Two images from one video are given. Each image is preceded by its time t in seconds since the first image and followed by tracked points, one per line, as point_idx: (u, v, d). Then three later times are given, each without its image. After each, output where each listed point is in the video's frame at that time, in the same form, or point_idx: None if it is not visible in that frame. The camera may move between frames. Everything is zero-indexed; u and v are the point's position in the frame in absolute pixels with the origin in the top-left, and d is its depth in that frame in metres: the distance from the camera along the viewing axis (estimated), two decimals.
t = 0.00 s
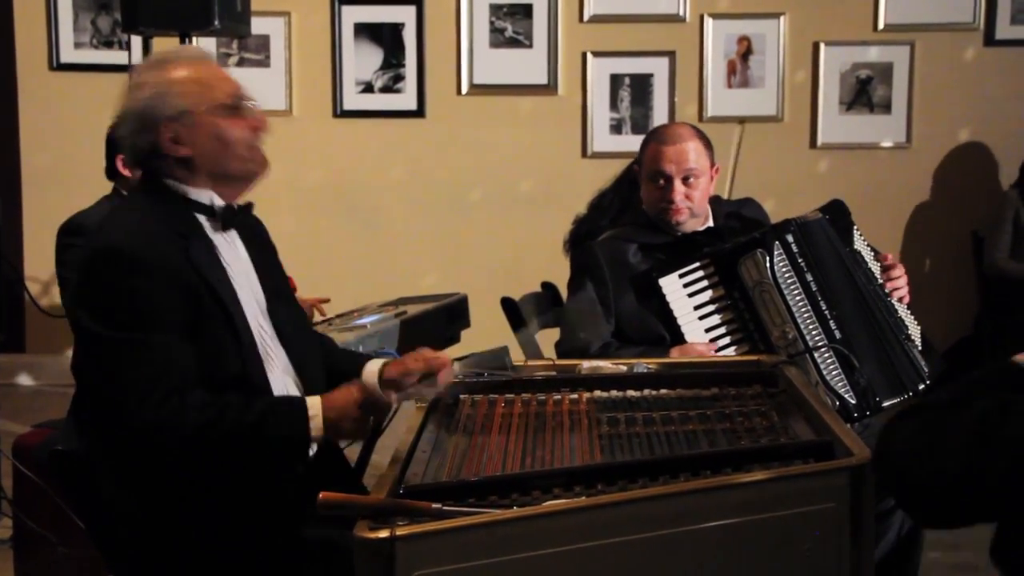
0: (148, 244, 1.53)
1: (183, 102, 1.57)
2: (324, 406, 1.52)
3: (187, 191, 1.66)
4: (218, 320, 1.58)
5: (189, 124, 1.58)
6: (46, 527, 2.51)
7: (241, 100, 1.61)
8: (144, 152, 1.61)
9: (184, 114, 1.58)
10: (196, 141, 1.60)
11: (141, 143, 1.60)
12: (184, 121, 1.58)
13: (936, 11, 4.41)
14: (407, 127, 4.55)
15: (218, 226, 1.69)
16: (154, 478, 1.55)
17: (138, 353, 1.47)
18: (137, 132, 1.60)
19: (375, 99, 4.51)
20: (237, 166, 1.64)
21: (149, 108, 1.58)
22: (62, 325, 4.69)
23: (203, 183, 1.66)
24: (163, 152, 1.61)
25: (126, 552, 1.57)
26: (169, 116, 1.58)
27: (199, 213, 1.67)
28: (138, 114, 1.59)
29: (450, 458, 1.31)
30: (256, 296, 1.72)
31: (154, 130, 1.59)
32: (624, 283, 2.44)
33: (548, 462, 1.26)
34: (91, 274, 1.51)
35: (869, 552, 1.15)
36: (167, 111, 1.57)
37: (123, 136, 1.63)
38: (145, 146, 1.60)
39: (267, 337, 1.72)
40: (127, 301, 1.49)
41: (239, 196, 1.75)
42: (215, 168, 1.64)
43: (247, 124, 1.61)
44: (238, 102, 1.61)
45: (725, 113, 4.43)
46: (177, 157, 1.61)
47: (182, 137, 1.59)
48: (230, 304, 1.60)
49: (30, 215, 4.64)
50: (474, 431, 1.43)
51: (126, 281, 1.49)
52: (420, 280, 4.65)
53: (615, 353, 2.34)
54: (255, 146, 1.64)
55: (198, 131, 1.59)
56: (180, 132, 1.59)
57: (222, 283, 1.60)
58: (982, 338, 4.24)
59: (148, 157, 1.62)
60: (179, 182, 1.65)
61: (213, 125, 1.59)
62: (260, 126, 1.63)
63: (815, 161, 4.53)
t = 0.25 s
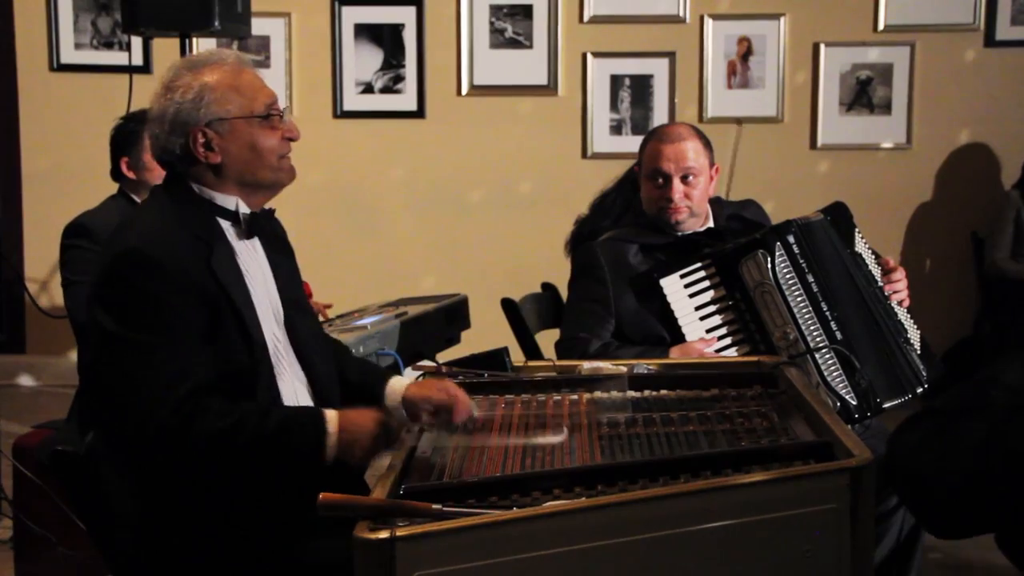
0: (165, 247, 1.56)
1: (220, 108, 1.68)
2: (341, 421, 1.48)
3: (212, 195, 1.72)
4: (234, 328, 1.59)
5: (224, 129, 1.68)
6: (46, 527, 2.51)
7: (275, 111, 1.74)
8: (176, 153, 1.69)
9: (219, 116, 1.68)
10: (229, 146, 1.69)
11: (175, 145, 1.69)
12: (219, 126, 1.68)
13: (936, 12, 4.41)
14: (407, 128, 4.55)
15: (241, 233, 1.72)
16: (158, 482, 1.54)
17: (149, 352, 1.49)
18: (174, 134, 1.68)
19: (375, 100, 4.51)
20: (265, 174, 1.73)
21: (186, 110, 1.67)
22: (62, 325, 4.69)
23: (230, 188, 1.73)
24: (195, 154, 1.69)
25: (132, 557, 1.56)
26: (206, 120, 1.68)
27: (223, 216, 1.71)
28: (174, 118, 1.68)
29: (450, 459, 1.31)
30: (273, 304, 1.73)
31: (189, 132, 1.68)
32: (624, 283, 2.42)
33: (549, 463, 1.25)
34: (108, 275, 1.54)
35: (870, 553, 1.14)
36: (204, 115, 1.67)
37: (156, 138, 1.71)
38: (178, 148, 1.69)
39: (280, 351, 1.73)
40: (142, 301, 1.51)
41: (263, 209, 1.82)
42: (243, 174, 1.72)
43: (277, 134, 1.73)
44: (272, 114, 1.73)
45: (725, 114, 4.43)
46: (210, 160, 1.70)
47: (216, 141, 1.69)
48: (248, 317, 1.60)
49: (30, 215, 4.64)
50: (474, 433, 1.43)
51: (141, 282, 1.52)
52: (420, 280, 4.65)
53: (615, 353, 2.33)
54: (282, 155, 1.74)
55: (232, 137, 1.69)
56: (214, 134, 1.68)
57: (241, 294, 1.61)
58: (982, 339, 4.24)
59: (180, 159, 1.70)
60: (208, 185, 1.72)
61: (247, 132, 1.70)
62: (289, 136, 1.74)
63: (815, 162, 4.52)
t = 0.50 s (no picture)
0: (171, 247, 1.51)
1: (248, 119, 1.60)
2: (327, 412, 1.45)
3: (230, 202, 1.66)
4: (241, 333, 1.55)
5: (250, 141, 1.61)
6: (47, 527, 2.51)
7: (305, 124, 1.65)
8: (200, 160, 1.63)
9: (247, 125, 1.60)
10: (253, 158, 1.62)
11: (200, 151, 1.62)
12: (246, 137, 1.61)
13: (937, 13, 4.41)
14: (408, 129, 4.55)
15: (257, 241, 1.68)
16: (163, 481, 1.54)
17: (152, 355, 1.47)
18: (201, 139, 1.62)
19: (376, 101, 4.52)
20: (289, 186, 1.65)
21: (216, 116, 1.60)
22: (63, 325, 4.69)
23: (249, 198, 1.66)
24: (220, 163, 1.62)
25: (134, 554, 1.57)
26: (234, 130, 1.60)
27: (242, 226, 1.66)
28: (202, 124, 1.61)
29: (451, 460, 1.31)
30: (281, 314, 1.71)
31: (216, 141, 1.61)
32: (625, 283, 2.43)
33: (549, 464, 1.25)
34: (117, 275, 1.53)
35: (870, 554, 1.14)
36: (231, 125, 1.60)
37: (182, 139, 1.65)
38: (203, 155, 1.62)
39: (287, 361, 1.71)
40: (146, 303, 1.49)
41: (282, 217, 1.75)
42: (266, 186, 1.64)
43: (305, 148, 1.64)
44: (302, 126, 1.64)
45: (726, 114, 4.43)
46: (234, 170, 1.63)
47: (242, 151, 1.62)
48: (255, 320, 1.56)
49: (32, 216, 4.65)
50: (475, 433, 1.43)
51: (145, 283, 1.49)
52: (421, 281, 4.65)
53: (617, 353, 2.33)
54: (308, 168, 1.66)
55: (257, 149, 1.61)
56: (241, 144, 1.61)
57: (250, 297, 1.57)
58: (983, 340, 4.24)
59: (203, 165, 1.63)
60: (229, 192, 1.65)
61: (274, 145, 1.62)
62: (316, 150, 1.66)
63: (816, 163, 4.52)
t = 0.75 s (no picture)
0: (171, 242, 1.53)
1: (254, 118, 1.61)
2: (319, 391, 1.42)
3: (227, 197, 1.66)
4: (236, 329, 1.57)
5: (254, 139, 1.61)
6: (47, 528, 2.51)
7: (306, 125, 1.66)
8: (204, 155, 1.63)
9: (254, 123, 1.61)
10: (255, 157, 1.63)
11: (203, 147, 1.62)
12: (251, 135, 1.61)
13: (938, 13, 4.41)
14: (408, 129, 4.55)
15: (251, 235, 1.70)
16: (162, 475, 1.54)
17: (151, 347, 1.47)
18: (206, 133, 1.61)
19: (377, 102, 4.52)
20: (287, 186, 1.67)
21: (224, 113, 1.60)
22: (64, 326, 4.69)
23: (247, 195, 1.67)
24: (222, 159, 1.63)
25: (133, 552, 1.56)
26: (239, 127, 1.61)
27: (237, 221, 1.68)
28: (208, 120, 1.61)
29: (452, 460, 1.31)
30: (284, 315, 1.74)
31: (221, 137, 1.61)
32: (625, 283, 2.41)
33: (550, 464, 1.25)
34: (112, 269, 1.53)
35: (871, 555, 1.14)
36: (237, 122, 1.60)
37: (184, 133, 1.65)
38: (206, 151, 1.62)
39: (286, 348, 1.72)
40: (145, 296, 1.49)
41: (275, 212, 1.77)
42: (266, 186, 1.66)
43: (305, 148, 1.66)
44: (303, 128, 1.66)
45: (726, 115, 4.43)
46: (235, 167, 1.63)
47: (245, 149, 1.62)
48: (250, 316, 1.58)
49: (33, 217, 4.65)
50: (475, 434, 1.43)
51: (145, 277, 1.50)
52: (422, 281, 4.65)
53: (617, 353, 2.33)
54: (306, 170, 1.67)
55: (260, 148, 1.62)
56: (247, 141, 1.61)
57: (243, 289, 1.58)
58: (984, 340, 4.23)
59: (204, 161, 1.64)
60: (227, 187, 1.66)
61: (277, 145, 1.63)
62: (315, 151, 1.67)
63: (817, 164, 4.52)
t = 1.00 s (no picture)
0: (166, 244, 1.53)
1: (232, 110, 1.63)
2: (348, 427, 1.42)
3: (210, 192, 1.67)
4: (231, 326, 1.57)
5: (234, 131, 1.63)
6: (47, 528, 2.51)
7: (283, 117, 1.69)
8: (184, 151, 1.64)
9: (233, 116, 1.63)
10: (237, 149, 1.64)
11: (183, 142, 1.63)
12: (231, 128, 1.63)
13: (937, 14, 4.41)
14: (408, 130, 4.55)
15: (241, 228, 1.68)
16: (163, 475, 1.54)
17: (150, 350, 1.47)
18: (185, 128, 1.62)
19: (377, 102, 4.52)
20: (269, 177, 1.68)
21: (202, 107, 1.62)
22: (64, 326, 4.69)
23: (232, 188, 1.68)
24: (203, 154, 1.64)
25: (134, 553, 1.56)
26: (218, 120, 1.62)
27: (223, 215, 1.67)
28: (186, 116, 1.62)
29: (452, 461, 1.30)
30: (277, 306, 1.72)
31: (200, 132, 1.62)
32: (627, 284, 2.41)
33: (550, 465, 1.25)
34: (108, 269, 1.52)
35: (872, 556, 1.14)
36: (216, 115, 1.62)
37: (162, 132, 1.66)
38: (186, 146, 1.63)
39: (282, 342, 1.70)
40: (144, 297, 1.49)
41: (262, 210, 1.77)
42: (249, 178, 1.67)
43: (283, 140, 1.68)
44: (280, 119, 1.68)
45: (726, 115, 4.43)
46: (217, 160, 1.64)
47: (226, 142, 1.63)
48: (246, 314, 1.58)
49: (33, 218, 4.65)
50: (476, 434, 1.42)
51: (141, 279, 1.50)
52: (422, 282, 4.65)
53: (620, 354, 2.33)
54: (286, 160, 1.70)
55: (241, 140, 1.64)
56: (226, 134, 1.63)
57: (237, 289, 1.58)
58: (983, 341, 4.23)
59: (186, 157, 1.64)
60: (211, 182, 1.67)
61: (256, 136, 1.65)
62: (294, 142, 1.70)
63: (816, 164, 4.52)
